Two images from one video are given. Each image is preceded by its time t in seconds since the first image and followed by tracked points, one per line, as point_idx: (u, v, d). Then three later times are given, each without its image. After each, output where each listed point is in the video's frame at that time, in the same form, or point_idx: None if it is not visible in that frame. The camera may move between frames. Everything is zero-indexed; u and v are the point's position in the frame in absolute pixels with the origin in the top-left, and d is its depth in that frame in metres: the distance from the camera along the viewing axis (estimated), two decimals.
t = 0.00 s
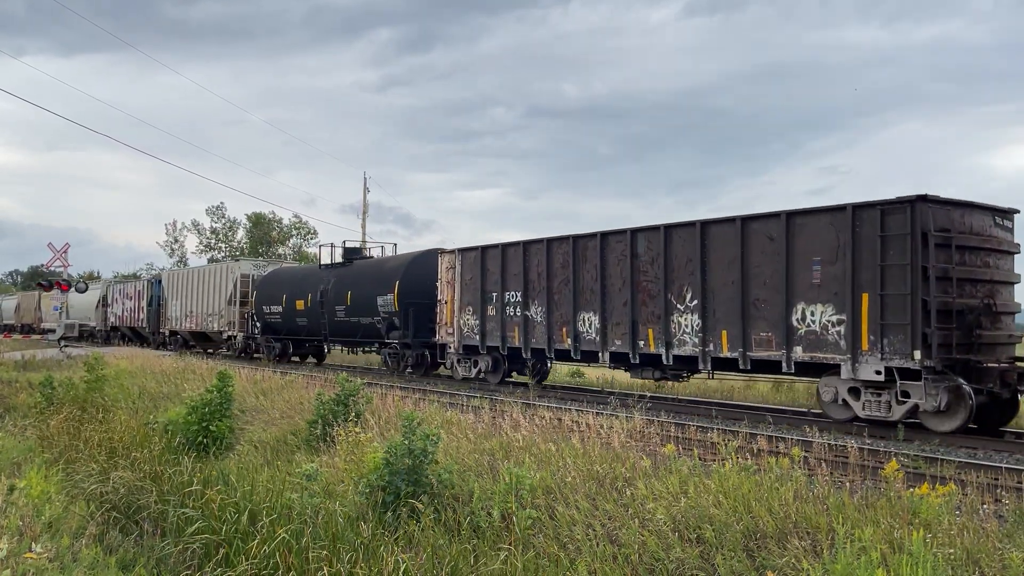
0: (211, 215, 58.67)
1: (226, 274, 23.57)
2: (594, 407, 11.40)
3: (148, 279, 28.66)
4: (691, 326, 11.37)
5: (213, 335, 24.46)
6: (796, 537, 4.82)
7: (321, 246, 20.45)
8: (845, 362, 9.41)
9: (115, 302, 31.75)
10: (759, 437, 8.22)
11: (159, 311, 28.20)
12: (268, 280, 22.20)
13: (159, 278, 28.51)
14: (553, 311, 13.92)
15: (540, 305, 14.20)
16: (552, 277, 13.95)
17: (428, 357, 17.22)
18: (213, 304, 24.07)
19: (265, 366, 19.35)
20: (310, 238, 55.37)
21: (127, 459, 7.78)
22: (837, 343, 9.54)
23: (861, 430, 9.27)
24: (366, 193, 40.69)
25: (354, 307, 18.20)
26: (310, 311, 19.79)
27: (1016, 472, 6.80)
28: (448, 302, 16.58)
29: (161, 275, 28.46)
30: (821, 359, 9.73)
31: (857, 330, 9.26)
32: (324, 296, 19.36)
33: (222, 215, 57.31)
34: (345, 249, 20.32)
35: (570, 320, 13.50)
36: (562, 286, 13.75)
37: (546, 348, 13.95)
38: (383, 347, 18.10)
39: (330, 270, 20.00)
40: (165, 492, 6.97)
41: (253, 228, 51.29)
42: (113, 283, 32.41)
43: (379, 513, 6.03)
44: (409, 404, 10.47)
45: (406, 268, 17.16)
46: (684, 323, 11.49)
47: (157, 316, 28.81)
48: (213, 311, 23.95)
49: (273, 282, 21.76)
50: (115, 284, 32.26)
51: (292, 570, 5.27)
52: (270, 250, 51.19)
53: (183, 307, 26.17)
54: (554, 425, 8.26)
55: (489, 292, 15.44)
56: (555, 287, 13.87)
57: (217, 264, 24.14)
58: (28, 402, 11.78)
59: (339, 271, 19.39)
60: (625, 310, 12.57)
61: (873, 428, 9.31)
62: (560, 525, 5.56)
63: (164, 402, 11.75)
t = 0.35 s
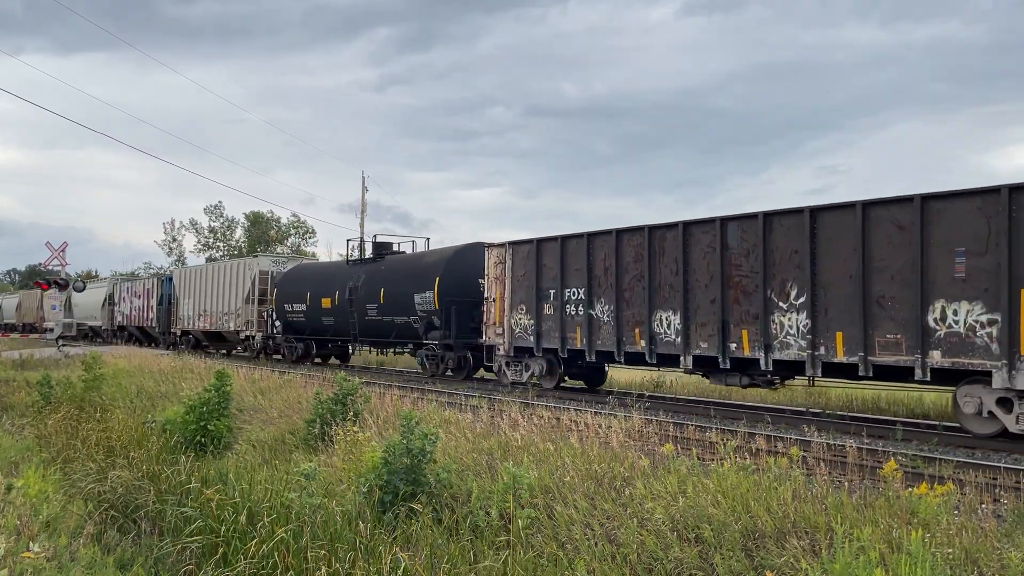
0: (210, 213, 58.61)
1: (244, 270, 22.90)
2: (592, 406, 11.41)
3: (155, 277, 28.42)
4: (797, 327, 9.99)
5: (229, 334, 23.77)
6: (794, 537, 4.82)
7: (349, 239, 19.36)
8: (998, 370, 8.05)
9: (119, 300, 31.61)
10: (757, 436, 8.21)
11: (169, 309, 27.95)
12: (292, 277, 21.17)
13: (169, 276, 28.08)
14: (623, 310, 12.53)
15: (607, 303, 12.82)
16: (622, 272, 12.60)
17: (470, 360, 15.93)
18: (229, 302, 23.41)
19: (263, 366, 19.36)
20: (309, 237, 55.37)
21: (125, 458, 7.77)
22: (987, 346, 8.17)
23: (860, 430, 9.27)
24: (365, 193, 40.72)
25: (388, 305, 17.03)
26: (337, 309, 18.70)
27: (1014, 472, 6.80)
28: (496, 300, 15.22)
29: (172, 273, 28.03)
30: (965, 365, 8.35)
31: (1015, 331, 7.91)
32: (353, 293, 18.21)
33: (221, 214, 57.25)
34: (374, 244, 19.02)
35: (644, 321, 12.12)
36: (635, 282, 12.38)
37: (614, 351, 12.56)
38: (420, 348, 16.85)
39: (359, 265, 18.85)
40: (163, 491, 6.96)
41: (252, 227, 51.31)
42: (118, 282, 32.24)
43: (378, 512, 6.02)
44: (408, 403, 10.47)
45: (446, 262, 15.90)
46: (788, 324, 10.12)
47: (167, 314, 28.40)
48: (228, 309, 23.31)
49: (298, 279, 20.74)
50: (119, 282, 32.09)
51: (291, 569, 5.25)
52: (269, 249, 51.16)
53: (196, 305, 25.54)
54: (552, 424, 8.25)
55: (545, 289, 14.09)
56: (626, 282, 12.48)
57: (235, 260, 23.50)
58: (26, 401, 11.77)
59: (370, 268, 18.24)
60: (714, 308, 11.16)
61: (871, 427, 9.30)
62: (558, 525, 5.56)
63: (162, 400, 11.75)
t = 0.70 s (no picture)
0: (208, 212, 58.61)
1: (265, 267, 22.46)
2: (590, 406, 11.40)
3: (165, 275, 28.16)
4: (936, 329, 8.57)
5: (247, 334, 23.27)
6: (793, 536, 4.82)
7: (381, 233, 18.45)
8: None
9: (126, 298, 31.45)
10: (755, 435, 8.22)
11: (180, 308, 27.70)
12: (320, 273, 20.35)
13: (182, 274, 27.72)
14: (709, 308, 11.14)
15: (689, 300, 11.45)
16: (709, 265, 11.20)
17: (519, 362, 14.89)
18: (249, 299, 22.95)
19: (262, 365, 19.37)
20: (307, 236, 55.38)
21: (123, 457, 7.76)
22: None
23: (859, 429, 9.28)
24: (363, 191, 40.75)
25: (426, 304, 16.16)
26: (369, 307, 17.87)
27: (1013, 471, 6.81)
28: (553, 297, 13.96)
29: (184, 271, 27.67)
30: None
31: None
32: (388, 290, 17.34)
33: (219, 213, 57.20)
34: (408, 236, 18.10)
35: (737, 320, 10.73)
36: (725, 277, 10.99)
37: (698, 353, 11.19)
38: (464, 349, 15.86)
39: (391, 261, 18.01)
40: (161, 490, 6.95)
41: (250, 226, 51.34)
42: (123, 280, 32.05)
43: (376, 512, 6.01)
44: (407, 402, 10.48)
45: (493, 257, 14.98)
46: (923, 325, 8.69)
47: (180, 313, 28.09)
48: (247, 307, 22.85)
49: (326, 276, 19.91)
50: (126, 280, 31.85)
51: (289, 569, 5.24)
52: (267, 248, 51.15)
53: (212, 304, 25.11)
54: (551, 423, 8.24)
55: (612, 285, 12.76)
56: (712, 278, 11.14)
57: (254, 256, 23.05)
58: (25, 400, 11.76)
59: (405, 264, 17.32)
60: (824, 306, 9.80)
61: (869, 427, 9.31)
62: (557, 524, 5.55)
63: (161, 400, 11.75)
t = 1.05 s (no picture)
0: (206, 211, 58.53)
1: (289, 262, 21.54)
2: (589, 405, 11.41)
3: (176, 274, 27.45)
4: None
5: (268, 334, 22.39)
6: (790, 535, 4.82)
7: (419, 227, 17.36)
8: None
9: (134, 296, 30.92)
10: (754, 434, 8.22)
11: (193, 309, 26.99)
12: (351, 270, 19.34)
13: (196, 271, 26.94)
14: (821, 306, 9.94)
15: (796, 298, 10.23)
16: (819, 259, 10.02)
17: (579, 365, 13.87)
18: (272, 297, 22.11)
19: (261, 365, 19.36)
20: (305, 235, 55.31)
21: (121, 456, 7.74)
22: None
23: (857, 428, 9.30)
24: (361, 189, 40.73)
25: (472, 301, 15.17)
26: (406, 306, 16.90)
27: (1010, 470, 6.83)
28: (626, 295, 12.76)
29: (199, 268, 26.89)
30: None
31: None
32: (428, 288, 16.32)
33: (217, 211, 57.12)
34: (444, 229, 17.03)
35: (857, 320, 9.52)
36: (841, 271, 9.78)
37: (808, 357, 9.97)
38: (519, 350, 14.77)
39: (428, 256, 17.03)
40: (160, 489, 6.94)
41: (249, 225, 51.30)
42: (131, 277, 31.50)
43: (375, 511, 6.01)
44: (405, 401, 10.47)
45: (549, 250, 13.94)
46: None
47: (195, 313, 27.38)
48: (269, 305, 22.03)
49: (358, 272, 18.86)
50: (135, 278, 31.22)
51: (287, 567, 5.22)
52: (265, 246, 51.08)
53: (231, 302, 24.31)
54: (549, 422, 8.24)
55: (699, 281, 11.55)
56: (823, 272, 9.97)
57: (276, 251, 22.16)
58: (23, 399, 11.74)
59: (447, 260, 16.28)
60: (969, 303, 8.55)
61: (867, 426, 9.32)
62: (554, 523, 5.56)
63: (159, 398, 11.74)
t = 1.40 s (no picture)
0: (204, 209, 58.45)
1: (316, 258, 20.39)
2: (589, 403, 11.42)
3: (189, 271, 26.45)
4: None
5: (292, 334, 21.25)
6: (789, 533, 4.83)
7: (460, 219, 16.06)
8: None
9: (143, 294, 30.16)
10: (753, 433, 8.24)
11: (207, 308, 26.00)
12: (382, 265, 17.97)
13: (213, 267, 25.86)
14: (965, 305, 8.42)
15: (933, 295, 8.70)
16: (963, 249, 8.48)
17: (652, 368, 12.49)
18: (297, 294, 21.01)
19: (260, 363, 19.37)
20: (304, 234, 55.27)
21: (120, 455, 7.74)
22: None
23: (855, 426, 9.31)
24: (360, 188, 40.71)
25: (528, 299, 13.92)
26: (448, 304, 15.65)
27: (1009, 468, 6.83)
28: (715, 292, 11.25)
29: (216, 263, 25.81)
30: None
31: None
32: (474, 285, 15.02)
33: (215, 210, 57.04)
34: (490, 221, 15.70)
35: (1013, 320, 8.02)
36: (992, 263, 8.25)
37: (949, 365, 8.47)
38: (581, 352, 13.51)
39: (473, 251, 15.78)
40: (159, 488, 6.94)
41: (247, 223, 51.30)
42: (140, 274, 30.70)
43: (374, 509, 6.01)
44: (404, 400, 10.48)
45: (619, 242, 12.67)
46: None
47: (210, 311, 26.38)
48: (294, 303, 20.94)
49: (392, 268, 17.53)
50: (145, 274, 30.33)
51: (287, 567, 5.21)
52: (264, 245, 51.03)
53: (252, 299, 23.19)
54: (548, 421, 8.25)
55: (807, 277, 10.01)
56: (971, 265, 8.41)
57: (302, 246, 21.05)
58: (21, 398, 11.72)
59: (497, 254, 15.00)
60: None
61: (867, 425, 9.33)
62: (554, 521, 5.56)
63: (158, 398, 11.73)
